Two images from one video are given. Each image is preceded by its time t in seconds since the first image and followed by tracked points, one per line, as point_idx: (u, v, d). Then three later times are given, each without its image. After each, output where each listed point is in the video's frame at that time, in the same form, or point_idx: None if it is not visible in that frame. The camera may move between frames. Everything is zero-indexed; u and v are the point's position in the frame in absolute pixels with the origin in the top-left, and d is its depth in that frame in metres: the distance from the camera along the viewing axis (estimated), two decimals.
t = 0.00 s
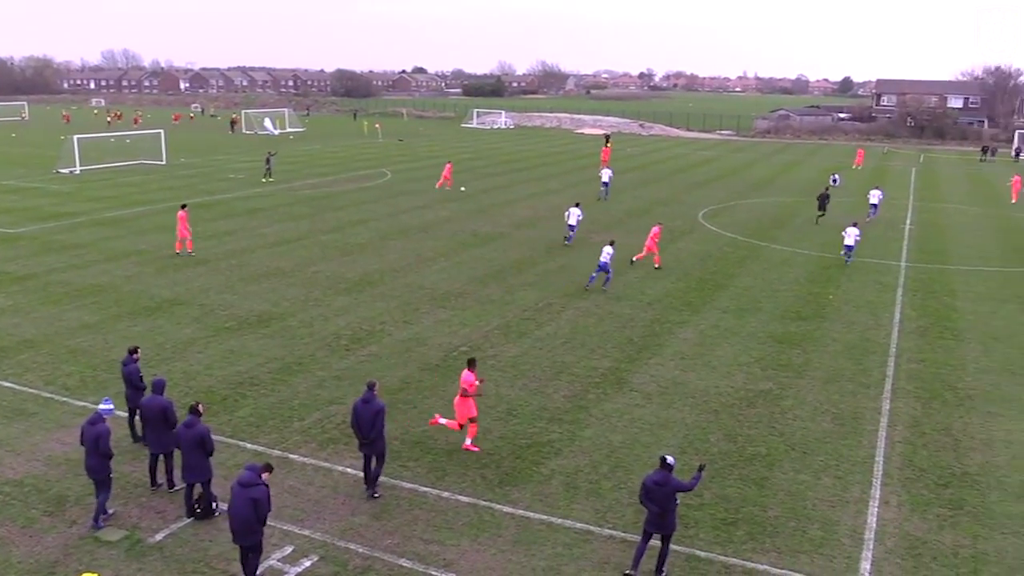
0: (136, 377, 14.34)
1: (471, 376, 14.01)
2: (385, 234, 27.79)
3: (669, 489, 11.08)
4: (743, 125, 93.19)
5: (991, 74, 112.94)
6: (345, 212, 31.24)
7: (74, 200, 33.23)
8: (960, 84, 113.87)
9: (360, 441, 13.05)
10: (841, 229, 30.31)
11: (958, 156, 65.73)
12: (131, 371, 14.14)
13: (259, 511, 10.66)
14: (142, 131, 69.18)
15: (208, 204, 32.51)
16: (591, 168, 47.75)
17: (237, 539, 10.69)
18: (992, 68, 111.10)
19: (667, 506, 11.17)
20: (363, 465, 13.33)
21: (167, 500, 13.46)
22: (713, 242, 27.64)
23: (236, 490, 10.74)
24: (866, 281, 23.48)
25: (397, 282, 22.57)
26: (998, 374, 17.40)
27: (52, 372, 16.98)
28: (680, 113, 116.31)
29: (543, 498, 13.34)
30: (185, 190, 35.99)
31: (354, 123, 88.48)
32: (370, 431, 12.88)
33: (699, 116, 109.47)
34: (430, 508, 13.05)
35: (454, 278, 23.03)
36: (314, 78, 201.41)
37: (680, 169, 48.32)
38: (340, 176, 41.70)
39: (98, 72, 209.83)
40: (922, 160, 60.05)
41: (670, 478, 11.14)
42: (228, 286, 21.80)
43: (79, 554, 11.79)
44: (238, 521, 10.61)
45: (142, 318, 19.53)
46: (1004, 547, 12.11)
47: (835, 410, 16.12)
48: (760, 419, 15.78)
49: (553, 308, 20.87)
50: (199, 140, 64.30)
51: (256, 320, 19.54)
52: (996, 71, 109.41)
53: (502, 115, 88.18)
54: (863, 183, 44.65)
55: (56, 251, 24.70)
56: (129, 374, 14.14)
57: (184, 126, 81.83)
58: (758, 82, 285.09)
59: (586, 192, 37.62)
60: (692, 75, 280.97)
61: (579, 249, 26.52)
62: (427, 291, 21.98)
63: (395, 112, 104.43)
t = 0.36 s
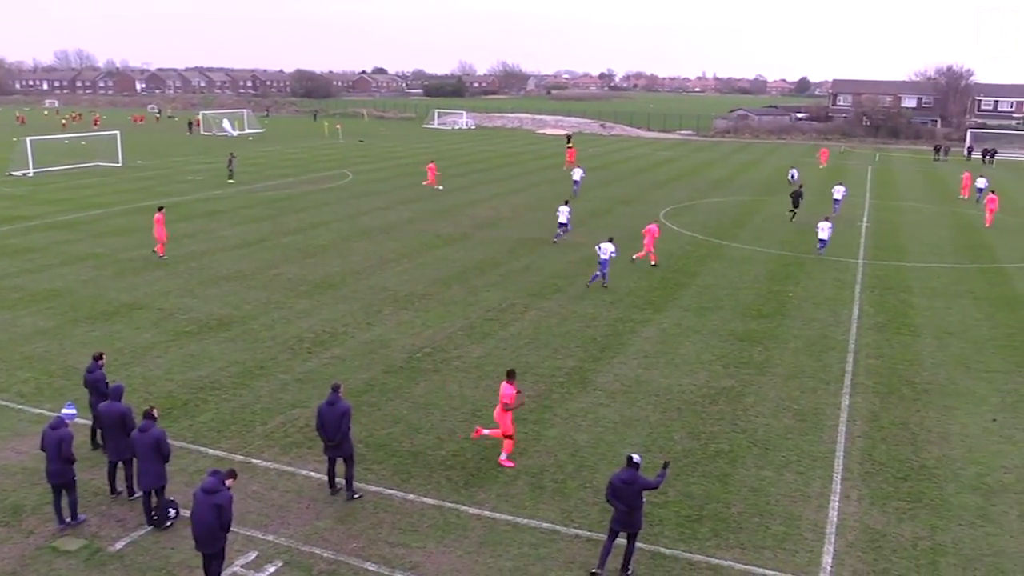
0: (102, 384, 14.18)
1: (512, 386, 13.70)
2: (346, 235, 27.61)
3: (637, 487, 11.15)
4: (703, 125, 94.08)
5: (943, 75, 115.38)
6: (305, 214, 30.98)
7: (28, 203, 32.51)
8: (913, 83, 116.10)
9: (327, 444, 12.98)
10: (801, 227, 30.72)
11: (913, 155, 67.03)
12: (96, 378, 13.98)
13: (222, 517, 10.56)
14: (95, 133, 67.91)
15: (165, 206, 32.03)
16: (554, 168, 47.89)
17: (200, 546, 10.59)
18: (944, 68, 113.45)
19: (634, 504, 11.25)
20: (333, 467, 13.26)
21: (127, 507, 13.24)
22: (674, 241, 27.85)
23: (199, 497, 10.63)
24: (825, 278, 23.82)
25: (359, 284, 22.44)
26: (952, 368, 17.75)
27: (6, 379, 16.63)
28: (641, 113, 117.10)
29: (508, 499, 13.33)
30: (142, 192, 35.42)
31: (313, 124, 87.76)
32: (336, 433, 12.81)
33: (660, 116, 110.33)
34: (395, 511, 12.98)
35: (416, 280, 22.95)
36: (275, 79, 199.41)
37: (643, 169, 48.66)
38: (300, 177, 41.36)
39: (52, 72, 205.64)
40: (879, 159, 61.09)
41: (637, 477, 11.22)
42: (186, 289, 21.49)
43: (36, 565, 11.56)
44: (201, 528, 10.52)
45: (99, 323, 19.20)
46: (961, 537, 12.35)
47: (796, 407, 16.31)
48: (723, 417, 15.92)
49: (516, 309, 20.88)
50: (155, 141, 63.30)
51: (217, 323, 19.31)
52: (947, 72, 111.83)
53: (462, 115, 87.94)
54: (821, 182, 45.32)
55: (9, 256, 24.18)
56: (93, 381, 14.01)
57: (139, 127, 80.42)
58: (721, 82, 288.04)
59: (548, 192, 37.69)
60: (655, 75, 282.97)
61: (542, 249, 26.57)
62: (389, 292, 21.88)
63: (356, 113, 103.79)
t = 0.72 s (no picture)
0: (74, 389, 13.98)
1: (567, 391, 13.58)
2: (321, 237, 27.44)
3: (615, 488, 11.13)
4: (678, 125, 94.55)
5: (916, 74, 116.77)
6: (279, 215, 30.76)
7: None
8: (886, 83, 117.41)
9: (310, 447, 12.90)
10: (777, 227, 30.91)
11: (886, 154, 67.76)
12: (69, 383, 13.78)
13: (196, 522, 10.44)
14: (64, 134, 66.98)
15: (136, 208, 31.67)
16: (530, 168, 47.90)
17: (174, 552, 10.47)
18: (916, 68, 114.80)
19: (612, 505, 11.24)
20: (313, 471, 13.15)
21: (101, 513, 13.06)
22: (651, 241, 27.93)
23: (172, 502, 10.50)
24: (801, 277, 23.97)
25: (334, 286, 22.30)
26: (926, 365, 17.91)
27: None
28: (617, 113, 117.44)
29: (486, 500, 13.28)
30: (114, 194, 34.99)
31: (287, 124, 87.16)
32: (321, 436, 12.75)
33: (635, 116, 110.64)
34: (372, 513, 12.90)
35: (392, 281, 22.84)
36: (250, 79, 198.20)
37: (619, 169, 48.80)
38: (274, 178, 41.10)
39: (22, 73, 202.91)
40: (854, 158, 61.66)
41: (616, 477, 11.21)
42: (159, 292, 21.26)
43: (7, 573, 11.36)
44: (175, 534, 10.39)
45: (70, 326, 18.93)
46: (936, 534, 12.43)
47: (773, 405, 16.38)
48: (700, 416, 15.95)
49: (493, 310, 20.84)
50: (126, 143, 62.57)
51: (191, 327, 19.11)
52: (919, 72, 113.22)
53: (438, 115, 87.69)
54: (797, 181, 45.66)
55: None
56: (66, 386, 13.81)
57: (110, 129, 79.53)
58: (700, 83, 289.90)
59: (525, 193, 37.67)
60: (633, 77, 284.14)
61: (518, 249, 26.55)
62: (365, 294, 21.76)
63: (330, 113, 103.26)
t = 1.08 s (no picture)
0: (88, 388, 13.92)
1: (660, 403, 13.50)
2: (336, 237, 27.38)
3: (631, 494, 10.93)
4: (694, 127, 94.11)
5: (938, 78, 115.49)
6: (295, 215, 30.77)
7: (14, 203, 32.24)
8: (908, 86, 116.13)
9: (328, 450, 12.78)
10: (796, 231, 30.56)
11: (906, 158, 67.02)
12: (83, 382, 13.72)
13: (209, 524, 10.34)
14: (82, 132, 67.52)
15: (153, 207, 31.79)
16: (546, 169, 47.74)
17: (186, 553, 10.38)
18: (939, 71, 113.47)
19: (628, 512, 11.04)
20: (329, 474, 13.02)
21: (114, 513, 13.00)
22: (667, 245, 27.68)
23: (185, 503, 10.40)
24: (821, 283, 23.65)
25: (349, 286, 22.22)
26: (949, 374, 17.58)
27: None
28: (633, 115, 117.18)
29: (501, 504, 13.11)
30: (130, 193, 35.15)
31: (303, 124, 87.44)
32: (340, 440, 12.64)
33: (652, 118, 110.18)
34: (386, 517, 12.76)
35: (407, 283, 22.73)
36: (266, 79, 199.17)
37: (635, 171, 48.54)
38: (289, 178, 41.16)
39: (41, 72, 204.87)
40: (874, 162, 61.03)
41: (633, 483, 11.02)
42: (174, 291, 21.26)
43: (20, 572, 11.32)
44: (187, 535, 10.30)
45: (86, 324, 18.96)
46: (958, 545, 12.15)
47: (792, 412, 16.12)
48: (718, 422, 15.72)
49: (508, 312, 20.68)
50: (143, 141, 62.96)
51: (206, 326, 19.08)
52: (943, 75, 111.81)
53: (454, 116, 87.71)
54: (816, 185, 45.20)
55: None
56: (79, 385, 13.75)
57: (127, 126, 80.15)
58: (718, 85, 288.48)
59: (541, 194, 37.49)
60: (648, 79, 283.38)
61: (534, 251, 26.37)
62: (380, 295, 21.66)
63: (347, 113, 103.50)
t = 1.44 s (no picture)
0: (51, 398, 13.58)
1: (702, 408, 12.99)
2: (306, 241, 27.06)
3: (607, 495, 10.86)
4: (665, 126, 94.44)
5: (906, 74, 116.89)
6: (264, 219, 30.39)
7: None
8: (877, 83, 117.41)
9: (300, 458, 12.55)
10: (769, 229, 30.66)
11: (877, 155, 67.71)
12: (45, 393, 13.38)
13: (178, 533, 10.11)
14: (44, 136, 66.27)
15: (117, 212, 31.23)
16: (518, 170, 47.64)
17: (156, 564, 10.14)
18: (907, 67, 114.77)
19: (604, 515, 10.94)
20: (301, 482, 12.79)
21: (80, 525, 12.68)
22: (640, 244, 27.66)
23: (153, 513, 10.15)
24: (793, 280, 23.74)
25: (319, 291, 21.95)
26: (921, 369, 17.68)
27: None
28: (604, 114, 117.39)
29: (476, 509, 12.96)
30: (94, 198, 34.52)
31: (271, 126, 86.57)
32: (313, 448, 12.42)
33: (622, 117, 110.43)
34: (359, 524, 12.56)
35: (379, 286, 22.49)
36: (235, 81, 197.18)
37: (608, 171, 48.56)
38: (258, 181, 40.68)
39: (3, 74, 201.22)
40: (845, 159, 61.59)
41: (607, 485, 10.94)
42: (139, 298, 20.86)
43: None
44: (157, 545, 10.05)
45: (48, 334, 18.53)
46: (933, 540, 12.18)
47: (766, 410, 16.11)
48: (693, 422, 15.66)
49: (481, 314, 20.52)
50: (107, 145, 61.96)
51: (173, 333, 18.74)
52: (912, 71, 113.13)
53: (424, 117, 87.33)
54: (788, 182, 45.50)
55: None
56: (42, 395, 13.41)
57: (90, 130, 78.88)
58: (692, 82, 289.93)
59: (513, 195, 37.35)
60: (621, 78, 284.31)
61: (506, 252, 26.23)
62: (351, 299, 21.42)
63: (315, 115, 102.73)
